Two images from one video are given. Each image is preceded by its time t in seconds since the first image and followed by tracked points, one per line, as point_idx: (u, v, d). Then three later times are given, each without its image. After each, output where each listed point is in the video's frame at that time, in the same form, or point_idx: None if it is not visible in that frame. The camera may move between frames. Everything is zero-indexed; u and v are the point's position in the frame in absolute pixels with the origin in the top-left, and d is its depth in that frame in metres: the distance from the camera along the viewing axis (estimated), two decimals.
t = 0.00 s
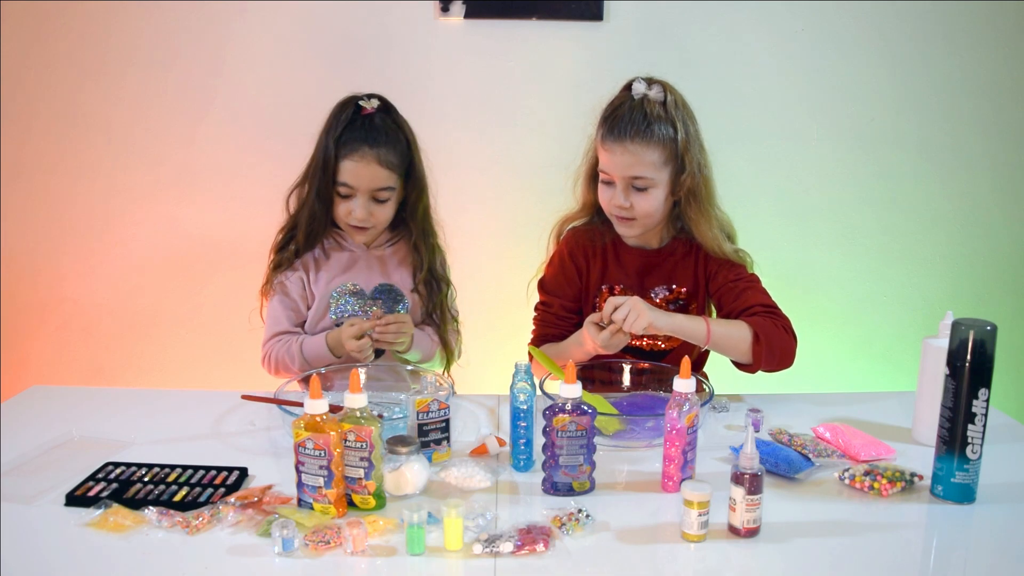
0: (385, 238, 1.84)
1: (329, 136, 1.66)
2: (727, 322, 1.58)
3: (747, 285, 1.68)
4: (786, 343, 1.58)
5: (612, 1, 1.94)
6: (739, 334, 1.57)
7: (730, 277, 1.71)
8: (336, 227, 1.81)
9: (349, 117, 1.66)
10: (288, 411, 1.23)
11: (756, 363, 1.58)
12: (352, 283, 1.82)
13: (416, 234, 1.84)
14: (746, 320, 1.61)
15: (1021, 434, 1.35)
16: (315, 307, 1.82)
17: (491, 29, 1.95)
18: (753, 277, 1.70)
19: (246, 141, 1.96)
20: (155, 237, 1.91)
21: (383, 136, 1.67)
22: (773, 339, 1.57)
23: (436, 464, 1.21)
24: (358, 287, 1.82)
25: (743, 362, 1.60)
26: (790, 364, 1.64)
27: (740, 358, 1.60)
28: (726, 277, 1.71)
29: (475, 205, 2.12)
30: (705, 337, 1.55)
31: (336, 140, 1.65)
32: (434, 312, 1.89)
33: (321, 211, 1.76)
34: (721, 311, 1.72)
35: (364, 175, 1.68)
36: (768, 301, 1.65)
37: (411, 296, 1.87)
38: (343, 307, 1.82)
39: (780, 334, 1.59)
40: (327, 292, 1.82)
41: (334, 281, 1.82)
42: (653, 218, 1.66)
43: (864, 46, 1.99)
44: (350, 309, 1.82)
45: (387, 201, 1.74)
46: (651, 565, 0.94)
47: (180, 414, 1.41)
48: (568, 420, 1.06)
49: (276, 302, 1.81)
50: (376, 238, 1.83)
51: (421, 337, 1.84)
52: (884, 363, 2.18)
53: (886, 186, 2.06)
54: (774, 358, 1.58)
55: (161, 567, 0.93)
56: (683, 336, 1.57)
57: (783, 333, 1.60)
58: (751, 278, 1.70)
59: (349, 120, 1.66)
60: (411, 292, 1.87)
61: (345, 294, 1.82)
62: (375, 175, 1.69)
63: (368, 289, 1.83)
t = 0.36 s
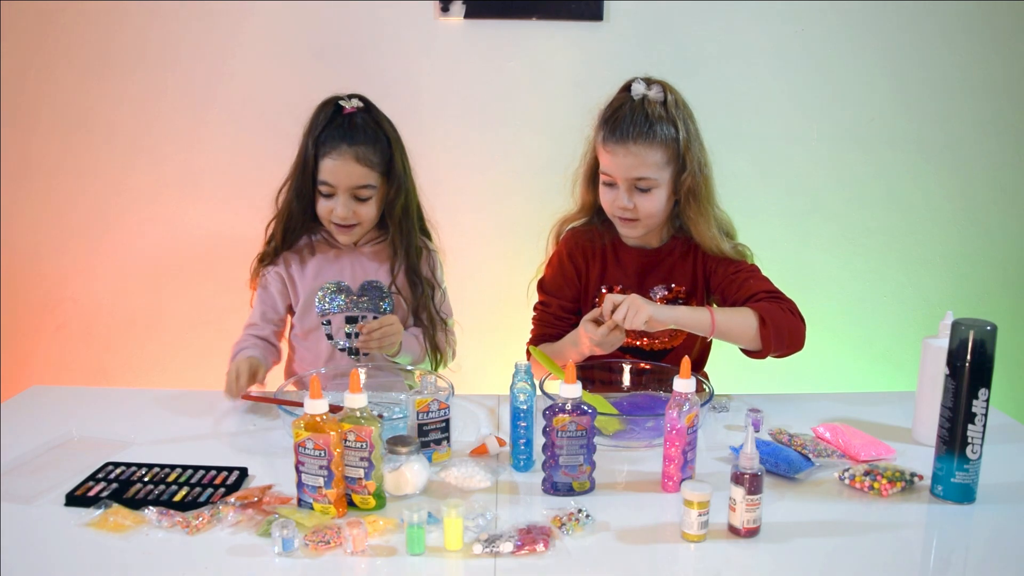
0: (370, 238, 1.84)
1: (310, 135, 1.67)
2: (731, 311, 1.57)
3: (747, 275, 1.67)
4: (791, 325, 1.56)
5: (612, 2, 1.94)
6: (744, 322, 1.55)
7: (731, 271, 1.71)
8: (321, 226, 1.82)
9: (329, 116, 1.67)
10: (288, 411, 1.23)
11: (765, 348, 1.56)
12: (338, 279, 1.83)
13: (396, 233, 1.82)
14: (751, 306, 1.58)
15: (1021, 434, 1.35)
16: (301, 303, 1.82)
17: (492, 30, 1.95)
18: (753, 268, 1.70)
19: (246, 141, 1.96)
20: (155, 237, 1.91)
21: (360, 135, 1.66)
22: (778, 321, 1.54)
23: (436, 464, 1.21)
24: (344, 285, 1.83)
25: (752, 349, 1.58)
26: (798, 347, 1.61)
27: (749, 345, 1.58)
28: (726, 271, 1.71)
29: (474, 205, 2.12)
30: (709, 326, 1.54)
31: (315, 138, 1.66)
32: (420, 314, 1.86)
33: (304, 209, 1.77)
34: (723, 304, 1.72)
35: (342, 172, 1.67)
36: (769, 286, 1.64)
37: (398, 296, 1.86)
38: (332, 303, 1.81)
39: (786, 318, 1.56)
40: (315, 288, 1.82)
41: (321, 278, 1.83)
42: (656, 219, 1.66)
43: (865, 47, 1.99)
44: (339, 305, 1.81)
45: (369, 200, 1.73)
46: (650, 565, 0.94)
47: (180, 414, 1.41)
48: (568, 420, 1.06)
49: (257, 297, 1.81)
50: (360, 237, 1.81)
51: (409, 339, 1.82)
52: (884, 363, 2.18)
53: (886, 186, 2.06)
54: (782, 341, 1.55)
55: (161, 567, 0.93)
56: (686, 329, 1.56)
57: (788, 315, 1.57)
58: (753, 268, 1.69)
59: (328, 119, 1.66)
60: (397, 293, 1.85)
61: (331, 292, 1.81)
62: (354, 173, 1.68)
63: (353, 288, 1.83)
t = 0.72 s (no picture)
0: (371, 237, 1.84)
1: (314, 135, 1.65)
2: (729, 313, 1.56)
3: (745, 274, 1.67)
4: (790, 326, 1.56)
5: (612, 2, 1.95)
6: (743, 323, 1.55)
7: (729, 270, 1.70)
8: (323, 226, 1.81)
9: (332, 116, 1.65)
10: (288, 411, 1.24)
11: (764, 349, 1.55)
12: (337, 280, 1.82)
13: (401, 230, 1.83)
14: (749, 309, 1.58)
15: (1021, 434, 1.35)
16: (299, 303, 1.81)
17: (491, 30, 1.95)
18: (751, 267, 1.70)
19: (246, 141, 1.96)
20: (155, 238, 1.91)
21: (366, 132, 1.65)
22: (776, 322, 1.54)
23: (436, 464, 1.21)
24: (343, 286, 1.82)
25: (751, 351, 1.57)
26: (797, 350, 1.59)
27: (747, 347, 1.57)
28: (725, 270, 1.71)
29: (473, 206, 2.12)
30: (706, 328, 1.53)
31: (321, 138, 1.64)
32: (421, 311, 1.87)
33: (308, 210, 1.75)
34: (723, 302, 1.71)
35: (349, 170, 1.65)
36: (768, 285, 1.64)
37: (399, 296, 1.86)
38: (333, 305, 1.81)
39: (785, 319, 1.56)
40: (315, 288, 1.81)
41: (321, 278, 1.82)
42: (662, 220, 1.65)
43: (864, 47, 1.99)
44: (339, 307, 1.81)
45: (375, 196, 1.71)
46: (650, 565, 0.94)
47: (180, 414, 1.41)
48: (568, 419, 1.06)
49: (253, 298, 1.78)
50: (362, 237, 1.82)
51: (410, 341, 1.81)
52: (884, 363, 2.18)
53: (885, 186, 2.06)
54: (781, 342, 1.55)
55: (161, 567, 0.93)
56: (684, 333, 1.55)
57: (787, 317, 1.57)
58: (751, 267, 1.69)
59: (332, 118, 1.64)
60: (399, 293, 1.86)
61: (331, 293, 1.81)
62: (362, 171, 1.66)
63: (352, 288, 1.82)
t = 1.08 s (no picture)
0: (372, 237, 1.84)
1: (318, 136, 1.65)
2: (730, 306, 1.56)
3: (744, 271, 1.68)
4: (791, 320, 1.56)
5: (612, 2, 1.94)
6: (744, 316, 1.55)
7: (728, 267, 1.71)
8: (325, 226, 1.81)
9: (336, 117, 1.65)
10: (288, 411, 1.23)
11: (766, 343, 1.55)
12: (338, 280, 1.83)
13: (402, 232, 1.82)
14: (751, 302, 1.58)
15: (1021, 434, 1.35)
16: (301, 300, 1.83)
17: (491, 29, 1.95)
18: (750, 264, 1.70)
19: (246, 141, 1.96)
20: (155, 238, 1.91)
21: (369, 134, 1.65)
22: (777, 316, 1.54)
23: (436, 464, 1.21)
24: (344, 284, 1.83)
25: (752, 344, 1.58)
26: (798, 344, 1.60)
27: (749, 340, 1.57)
28: (723, 268, 1.71)
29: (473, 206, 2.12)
30: (707, 320, 1.53)
31: (325, 139, 1.64)
32: (419, 312, 1.86)
33: (311, 211, 1.75)
34: (722, 300, 1.71)
35: (352, 171, 1.64)
36: (767, 280, 1.65)
37: (399, 296, 1.86)
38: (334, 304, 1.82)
39: (787, 313, 1.56)
40: (316, 286, 1.83)
41: (324, 276, 1.83)
42: (657, 220, 1.65)
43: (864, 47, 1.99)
44: (339, 305, 1.82)
45: (378, 198, 1.70)
46: (650, 565, 0.94)
47: (180, 414, 1.41)
48: (568, 419, 1.06)
49: (253, 290, 1.78)
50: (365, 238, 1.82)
51: (410, 342, 1.80)
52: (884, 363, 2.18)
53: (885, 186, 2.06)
54: (782, 336, 1.55)
55: (161, 567, 0.93)
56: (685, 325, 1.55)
57: (788, 311, 1.57)
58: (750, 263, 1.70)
59: (336, 120, 1.65)
60: (399, 295, 1.86)
61: (331, 292, 1.82)
62: (366, 172, 1.66)
63: (353, 288, 1.83)
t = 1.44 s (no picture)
0: (373, 237, 1.84)
1: (324, 137, 1.65)
2: (735, 297, 1.56)
3: (743, 266, 1.67)
4: (796, 309, 1.56)
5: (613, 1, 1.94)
6: (748, 307, 1.55)
7: (727, 264, 1.70)
8: (327, 226, 1.81)
9: (343, 118, 1.65)
10: (288, 411, 1.23)
11: (772, 333, 1.55)
12: (337, 280, 1.83)
13: (405, 234, 1.82)
14: (754, 292, 1.58)
15: (1021, 434, 1.35)
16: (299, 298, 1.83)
17: (491, 30, 1.95)
18: (749, 259, 1.70)
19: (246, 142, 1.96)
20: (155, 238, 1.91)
21: (376, 136, 1.65)
22: (782, 304, 1.54)
23: (436, 464, 1.21)
24: (343, 284, 1.83)
25: (758, 335, 1.57)
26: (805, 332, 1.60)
27: (754, 331, 1.56)
28: (723, 265, 1.71)
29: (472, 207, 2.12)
30: (712, 312, 1.52)
31: (331, 140, 1.64)
32: (421, 312, 1.86)
33: (315, 211, 1.75)
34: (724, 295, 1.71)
35: (357, 173, 1.64)
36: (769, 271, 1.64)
37: (399, 297, 1.86)
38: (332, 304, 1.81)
39: (791, 302, 1.56)
40: (318, 284, 1.83)
41: (325, 276, 1.83)
42: (646, 219, 1.64)
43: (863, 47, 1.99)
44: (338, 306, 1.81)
45: (382, 200, 1.70)
46: (650, 565, 0.94)
47: (180, 414, 1.41)
48: (567, 420, 1.06)
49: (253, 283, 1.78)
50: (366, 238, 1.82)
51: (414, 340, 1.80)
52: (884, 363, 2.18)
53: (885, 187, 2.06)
54: (789, 324, 1.54)
55: (161, 567, 0.93)
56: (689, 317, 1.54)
57: (793, 300, 1.57)
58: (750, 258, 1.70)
59: (343, 122, 1.65)
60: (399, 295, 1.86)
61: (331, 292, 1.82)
62: (372, 173, 1.65)
63: (353, 288, 1.83)
